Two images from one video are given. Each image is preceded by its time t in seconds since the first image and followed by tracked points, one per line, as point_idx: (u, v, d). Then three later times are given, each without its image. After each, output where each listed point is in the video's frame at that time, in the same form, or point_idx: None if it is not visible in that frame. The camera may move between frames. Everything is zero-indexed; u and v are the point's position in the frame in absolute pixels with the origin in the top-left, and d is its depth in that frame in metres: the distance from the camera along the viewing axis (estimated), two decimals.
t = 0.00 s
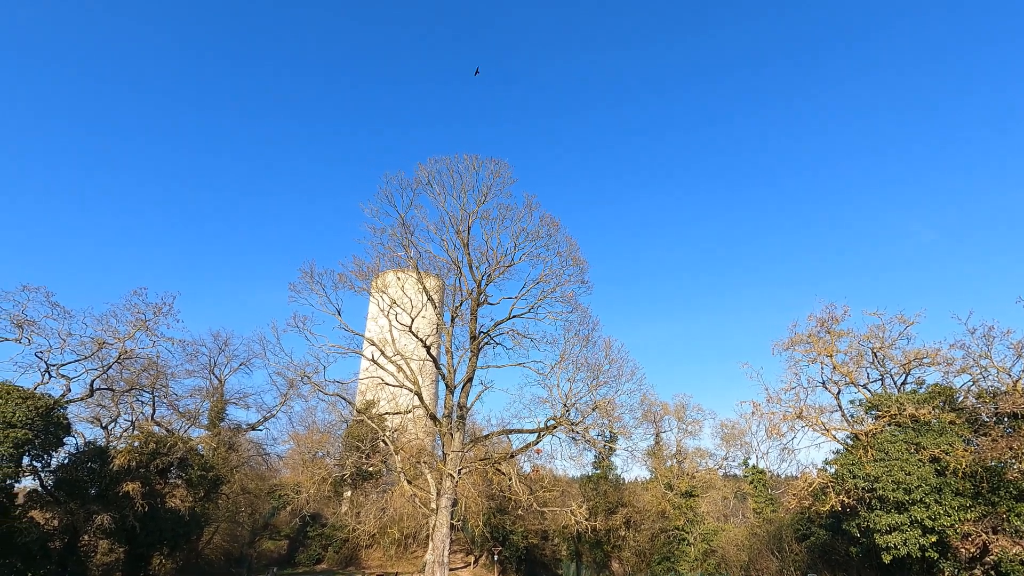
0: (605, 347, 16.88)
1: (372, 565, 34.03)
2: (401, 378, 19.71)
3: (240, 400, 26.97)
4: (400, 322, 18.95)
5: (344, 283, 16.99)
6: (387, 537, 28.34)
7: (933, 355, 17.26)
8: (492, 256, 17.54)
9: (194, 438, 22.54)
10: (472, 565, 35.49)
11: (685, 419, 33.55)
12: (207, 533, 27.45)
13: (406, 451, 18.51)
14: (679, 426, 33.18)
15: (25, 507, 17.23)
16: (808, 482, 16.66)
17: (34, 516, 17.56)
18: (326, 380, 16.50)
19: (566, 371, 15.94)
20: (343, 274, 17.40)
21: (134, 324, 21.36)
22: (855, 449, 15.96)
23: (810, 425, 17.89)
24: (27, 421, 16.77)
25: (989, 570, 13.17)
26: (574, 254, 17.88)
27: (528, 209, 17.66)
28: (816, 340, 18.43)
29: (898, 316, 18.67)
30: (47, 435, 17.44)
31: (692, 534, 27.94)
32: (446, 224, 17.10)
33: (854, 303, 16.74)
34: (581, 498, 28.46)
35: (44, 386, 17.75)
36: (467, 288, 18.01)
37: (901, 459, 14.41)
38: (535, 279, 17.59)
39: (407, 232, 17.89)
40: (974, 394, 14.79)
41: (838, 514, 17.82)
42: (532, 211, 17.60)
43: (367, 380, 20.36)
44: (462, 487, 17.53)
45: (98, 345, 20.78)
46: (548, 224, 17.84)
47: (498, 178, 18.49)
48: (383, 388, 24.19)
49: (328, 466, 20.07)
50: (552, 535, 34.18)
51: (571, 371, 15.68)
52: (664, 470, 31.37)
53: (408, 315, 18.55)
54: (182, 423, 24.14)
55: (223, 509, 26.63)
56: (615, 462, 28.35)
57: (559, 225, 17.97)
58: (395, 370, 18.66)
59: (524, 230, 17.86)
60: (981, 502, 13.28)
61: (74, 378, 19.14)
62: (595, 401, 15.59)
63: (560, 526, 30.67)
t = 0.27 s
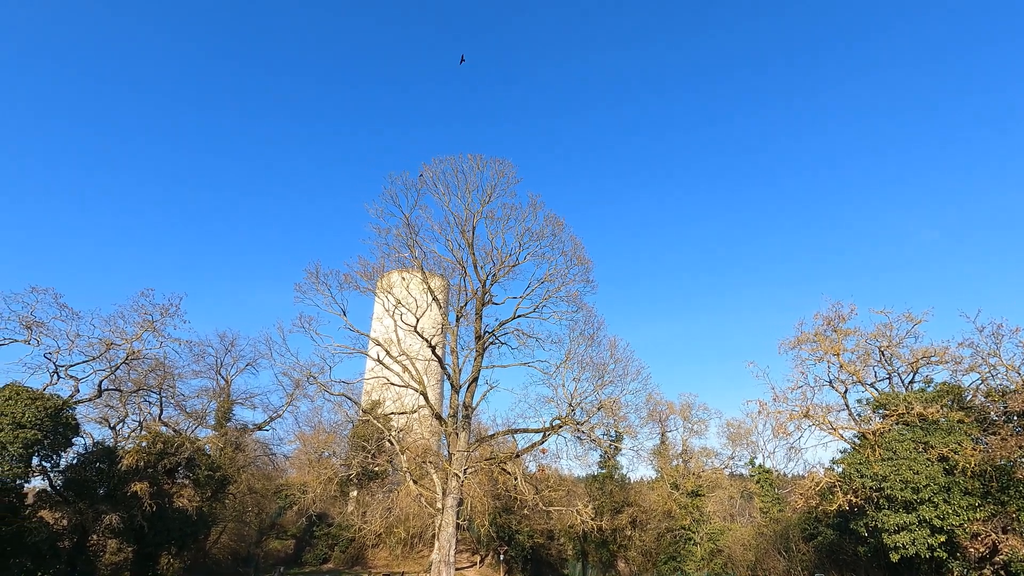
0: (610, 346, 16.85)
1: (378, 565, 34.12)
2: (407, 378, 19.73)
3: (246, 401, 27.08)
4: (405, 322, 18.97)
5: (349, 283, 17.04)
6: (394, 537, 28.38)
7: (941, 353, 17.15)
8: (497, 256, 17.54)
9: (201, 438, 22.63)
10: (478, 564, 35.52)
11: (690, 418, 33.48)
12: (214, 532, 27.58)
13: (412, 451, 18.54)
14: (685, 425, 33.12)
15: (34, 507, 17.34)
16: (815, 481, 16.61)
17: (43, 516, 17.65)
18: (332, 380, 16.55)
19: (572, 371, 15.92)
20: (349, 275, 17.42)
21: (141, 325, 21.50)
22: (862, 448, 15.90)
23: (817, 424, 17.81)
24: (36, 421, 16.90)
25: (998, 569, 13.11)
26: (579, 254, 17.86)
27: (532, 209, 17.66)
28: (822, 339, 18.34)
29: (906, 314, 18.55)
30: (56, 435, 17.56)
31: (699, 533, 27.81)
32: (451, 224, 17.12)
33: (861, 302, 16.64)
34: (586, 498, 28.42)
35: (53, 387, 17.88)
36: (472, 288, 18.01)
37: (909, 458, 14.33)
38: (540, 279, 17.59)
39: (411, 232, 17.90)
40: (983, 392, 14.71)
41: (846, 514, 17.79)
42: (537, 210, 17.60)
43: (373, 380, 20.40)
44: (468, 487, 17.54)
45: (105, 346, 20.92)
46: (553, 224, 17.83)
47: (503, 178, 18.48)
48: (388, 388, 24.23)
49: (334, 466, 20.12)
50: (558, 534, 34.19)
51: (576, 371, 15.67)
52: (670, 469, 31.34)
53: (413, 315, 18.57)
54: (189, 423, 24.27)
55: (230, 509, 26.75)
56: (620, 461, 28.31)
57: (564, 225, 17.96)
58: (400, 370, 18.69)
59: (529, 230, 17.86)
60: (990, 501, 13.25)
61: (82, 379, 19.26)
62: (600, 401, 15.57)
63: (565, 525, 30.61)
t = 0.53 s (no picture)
0: (617, 345, 16.82)
1: (386, 564, 34.24)
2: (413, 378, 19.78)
3: (255, 401, 27.23)
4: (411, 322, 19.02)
5: (356, 283, 17.11)
6: (402, 536, 28.45)
7: (952, 351, 17.02)
8: (503, 256, 17.57)
9: (211, 438, 22.75)
10: (486, 564, 35.57)
11: (698, 417, 33.38)
12: (224, 532, 27.74)
13: (419, 451, 18.58)
14: (692, 424, 33.02)
15: (46, 506, 17.53)
16: (824, 479, 16.51)
17: (55, 516, 17.80)
18: (339, 380, 16.61)
19: (578, 370, 15.92)
20: (355, 275, 17.49)
21: (150, 326, 21.70)
22: (872, 447, 15.80)
23: (826, 423, 17.71)
24: (48, 422, 17.07)
25: (1010, 569, 13.02)
26: (585, 253, 17.86)
27: (538, 208, 17.67)
28: (831, 337, 18.23)
29: (916, 312, 18.41)
30: (67, 435, 17.72)
31: (708, 533, 28.46)
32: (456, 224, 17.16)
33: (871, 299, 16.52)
34: (594, 497, 28.37)
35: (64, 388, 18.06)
36: (479, 287, 18.05)
37: (919, 456, 14.23)
38: (547, 278, 17.59)
39: (417, 232, 17.96)
40: (994, 390, 14.60)
41: (856, 513, 17.69)
42: (542, 210, 17.60)
43: (380, 380, 20.47)
44: (475, 486, 17.57)
45: (115, 347, 21.11)
46: (558, 223, 17.83)
47: (508, 178, 18.51)
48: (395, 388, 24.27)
49: (342, 466, 20.19)
50: (566, 534, 34.19)
51: (583, 370, 15.65)
52: (678, 468, 31.28)
53: (420, 315, 18.61)
54: (198, 423, 24.43)
55: (239, 508, 26.90)
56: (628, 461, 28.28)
57: (569, 224, 17.97)
58: (407, 370, 18.74)
59: (535, 229, 17.87)
60: (1002, 500, 13.19)
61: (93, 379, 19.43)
62: (607, 400, 15.55)
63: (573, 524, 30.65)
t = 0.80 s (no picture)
0: (623, 344, 16.79)
1: (393, 563, 34.32)
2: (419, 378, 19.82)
3: (261, 401, 27.36)
4: (417, 321, 19.06)
5: (362, 283, 17.15)
6: (408, 535, 28.54)
7: (961, 348, 16.92)
8: (508, 255, 17.55)
9: (218, 438, 22.84)
10: (492, 563, 35.59)
11: (704, 416, 33.31)
12: (231, 531, 27.88)
13: (425, 450, 18.62)
14: (698, 423, 32.96)
15: (56, 505, 17.64)
16: (831, 478, 16.44)
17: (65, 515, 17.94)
18: (345, 380, 16.64)
19: (584, 369, 15.90)
20: (360, 275, 17.53)
21: (158, 327, 21.85)
22: (880, 445, 15.74)
23: (834, 422, 17.64)
24: (57, 422, 17.18)
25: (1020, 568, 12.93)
26: (590, 251, 17.82)
27: (543, 207, 17.64)
28: (838, 335, 18.15)
29: (924, 309, 18.30)
30: (76, 436, 17.84)
31: (714, 531, 28.34)
32: (461, 224, 17.17)
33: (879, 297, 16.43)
34: (600, 496, 28.35)
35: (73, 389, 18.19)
36: (484, 286, 18.05)
37: (928, 455, 14.16)
38: (552, 277, 17.57)
39: (422, 232, 17.97)
40: (1004, 387, 14.50)
41: (863, 512, 17.62)
42: (547, 209, 17.58)
43: (386, 380, 20.52)
44: (481, 485, 17.59)
45: (124, 348, 21.26)
46: (563, 222, 17.80)
47: (513, 177, 18.48)
48: (401, 387, 24.33)
49: (349, 465, 20.25)
50: (571, 533, 34.18)
51: (588, 369, 15.65)
52: (684, 467, 31.23)
53: (425, 315, 18.64)
54: (205, 423, 24.56)
55: (246, 508, 27.04)
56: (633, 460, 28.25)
57: (574, 223, 17.93)
58: (413, 370, 18.78)
59: (540, 228, 17.84)
60: (1012, 499, 13.07)
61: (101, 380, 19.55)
62: (613, 399, 15.53)
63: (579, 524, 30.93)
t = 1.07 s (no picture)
0: (630, 342, 16.76)
1: (401, 561, 34.44)
2: (426, 377, 19.86)
3: (270, 400, 27.51)
4: (424, 321, 19.09)
5: (368, 283, 17.20)
6: (416, 534, 28.64)
7: (972, 345, 16.77)
8: (514, 254, 17.55)
9: (227, 437, 22.98)
10: (500, 561, 35.64)
11: (712, 414, 33.20)
12: (241, 529, 28.07)
13: (433, 449, 18.66)
14: (706, 421, 32.86)
15: (69, 504, 17.89)
16: (841, 476, 16.35)
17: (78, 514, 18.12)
18: (353, 379, 16.71)
19: (591, 368, 15.89)
20: (367, 275, 17.58)
21: (167, 327, 22.03)
22: (891, 443, 15.65)
23: (843, 419, 17.54)
24: (70, 422, 17.35)
25: None
26: (597, 249, 17.80)
27: (549, 205, 17.63)
28: (848, 332, 18.04)
29: (935, 305, 18.14)
30: (88, 435, 18.01)
31: (722, 530, 28.08)
32: (467, 223, 17.18)
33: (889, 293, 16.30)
34: (608, 494, 28.29)
35: (85, 389, 18.36)
36: (490, 285, 18.06)
37: (940, 453, 14.08)
38: (558, 275, 17.56)
39: (429, 231, 18.00)
40: (1017, 384, 14.39)
41: (874, 510, 17.53)
42: (553, 207, 17.57)
43: (393, 379, 20.57)
44: (488, 483, 17.61)
45: (134, 348, 21.43)
46: (569, 220, 17.78)
47: (519, 175, 18.48)
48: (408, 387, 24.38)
49: (357, 464, 20.33)
50: (579, 531, 34.21)
51: (595, 367, 15.64)
52: (692, 466, 31.15)
53: (432, 314, 18.67)
54: (215, 422, 24.72)
55: (256, 506, 27.23)
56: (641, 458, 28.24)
57: (581, 221, 17.92)
58: (420, 369, 18.82)
59: (546, 226, 17.83)
60: None
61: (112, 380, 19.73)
62: (620, 397, 15.52)
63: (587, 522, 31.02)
